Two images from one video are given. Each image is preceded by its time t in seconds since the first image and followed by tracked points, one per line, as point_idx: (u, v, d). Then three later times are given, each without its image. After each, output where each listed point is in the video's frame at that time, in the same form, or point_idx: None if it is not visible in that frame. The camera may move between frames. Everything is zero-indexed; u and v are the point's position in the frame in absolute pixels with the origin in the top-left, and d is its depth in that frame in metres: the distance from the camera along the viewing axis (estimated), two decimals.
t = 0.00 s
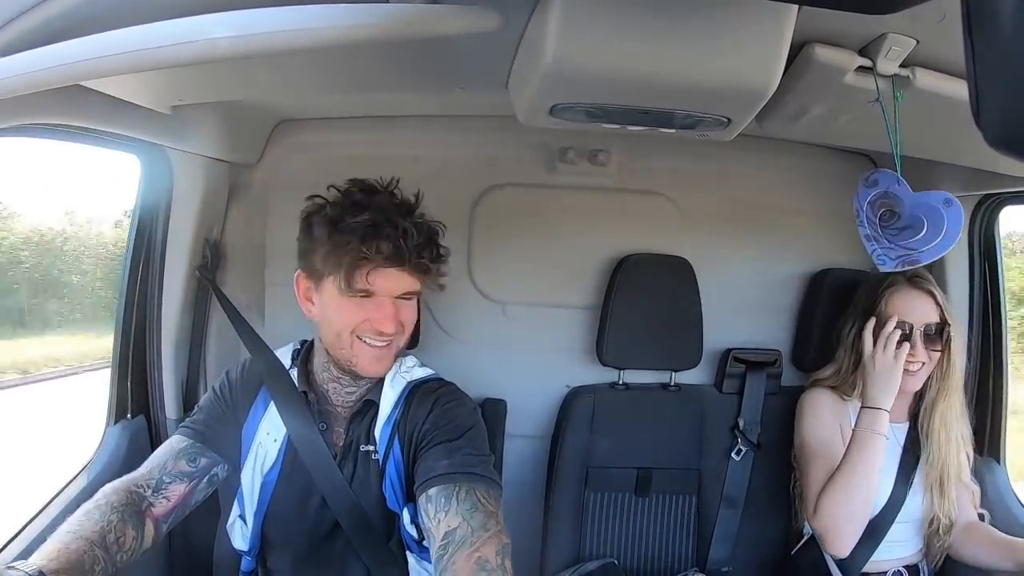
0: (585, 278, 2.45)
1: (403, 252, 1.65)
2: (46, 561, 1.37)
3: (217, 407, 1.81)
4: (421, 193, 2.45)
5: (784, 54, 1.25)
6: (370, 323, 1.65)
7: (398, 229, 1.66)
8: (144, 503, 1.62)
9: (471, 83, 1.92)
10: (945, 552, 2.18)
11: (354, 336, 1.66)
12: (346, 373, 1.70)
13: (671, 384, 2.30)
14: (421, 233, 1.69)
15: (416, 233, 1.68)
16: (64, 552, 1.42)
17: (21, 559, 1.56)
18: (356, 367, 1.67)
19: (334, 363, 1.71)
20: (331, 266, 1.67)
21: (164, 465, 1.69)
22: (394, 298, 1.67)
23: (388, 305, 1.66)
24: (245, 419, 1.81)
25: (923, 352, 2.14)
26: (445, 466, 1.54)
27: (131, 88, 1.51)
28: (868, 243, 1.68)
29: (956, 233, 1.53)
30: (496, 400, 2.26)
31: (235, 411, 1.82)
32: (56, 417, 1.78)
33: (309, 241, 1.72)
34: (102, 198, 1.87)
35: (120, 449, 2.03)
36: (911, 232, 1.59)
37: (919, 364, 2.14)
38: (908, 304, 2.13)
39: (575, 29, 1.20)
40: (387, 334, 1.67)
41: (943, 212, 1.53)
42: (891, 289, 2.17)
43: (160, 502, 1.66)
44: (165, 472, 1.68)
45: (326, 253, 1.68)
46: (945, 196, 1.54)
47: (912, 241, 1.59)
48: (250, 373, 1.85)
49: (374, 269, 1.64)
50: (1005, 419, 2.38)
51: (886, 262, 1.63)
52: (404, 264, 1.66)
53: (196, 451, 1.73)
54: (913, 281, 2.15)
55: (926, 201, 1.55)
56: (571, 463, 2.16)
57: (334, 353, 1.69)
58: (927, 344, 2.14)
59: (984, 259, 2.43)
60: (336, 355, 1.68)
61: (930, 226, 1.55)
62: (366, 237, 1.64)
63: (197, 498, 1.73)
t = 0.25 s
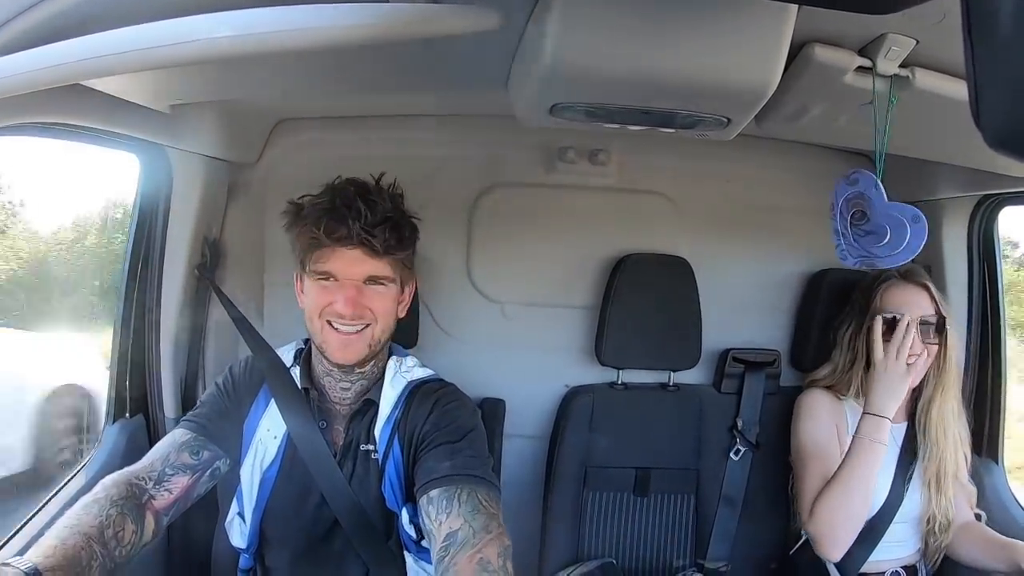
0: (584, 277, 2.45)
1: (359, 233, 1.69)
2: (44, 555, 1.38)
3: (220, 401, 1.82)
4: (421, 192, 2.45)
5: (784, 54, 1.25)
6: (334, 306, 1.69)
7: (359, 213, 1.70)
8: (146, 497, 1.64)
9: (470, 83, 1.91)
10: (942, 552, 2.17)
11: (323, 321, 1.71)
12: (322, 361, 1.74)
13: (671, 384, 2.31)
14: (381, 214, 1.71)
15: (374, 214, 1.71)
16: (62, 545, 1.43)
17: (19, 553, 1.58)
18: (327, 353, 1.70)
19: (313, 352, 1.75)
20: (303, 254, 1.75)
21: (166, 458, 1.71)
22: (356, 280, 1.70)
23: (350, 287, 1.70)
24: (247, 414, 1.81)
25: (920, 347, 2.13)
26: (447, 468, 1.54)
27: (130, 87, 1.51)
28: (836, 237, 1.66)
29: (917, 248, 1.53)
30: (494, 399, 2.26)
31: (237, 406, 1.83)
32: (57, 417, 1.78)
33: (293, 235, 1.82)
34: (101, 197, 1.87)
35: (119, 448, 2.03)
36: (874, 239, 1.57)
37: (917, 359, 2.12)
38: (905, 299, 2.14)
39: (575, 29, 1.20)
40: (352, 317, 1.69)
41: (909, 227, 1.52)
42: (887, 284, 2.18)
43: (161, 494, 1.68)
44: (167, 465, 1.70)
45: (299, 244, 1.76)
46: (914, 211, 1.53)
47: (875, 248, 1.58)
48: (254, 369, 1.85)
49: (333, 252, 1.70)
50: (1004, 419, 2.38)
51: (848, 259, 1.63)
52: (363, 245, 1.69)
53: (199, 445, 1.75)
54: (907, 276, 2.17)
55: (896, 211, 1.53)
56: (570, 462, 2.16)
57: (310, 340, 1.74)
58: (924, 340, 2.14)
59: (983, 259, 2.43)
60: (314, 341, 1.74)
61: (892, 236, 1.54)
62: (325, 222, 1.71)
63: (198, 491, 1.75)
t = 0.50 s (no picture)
0: (584, 277, 2.45)
1: (354, 228, 1.70)
2: (38, 551, 1.36)
3: (218, 396, 1.83)
4: (420, 192, 2.45)
5: (783, 56, 1.26)
6: (330, 303, 1.69)
7: (354, 209, 1.71)
8: (144, 488, 1.62)
9: (470, 84, 1.91)
10: (940, 551, 2.16)
11: (319, 318, 1.70)
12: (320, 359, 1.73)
13: (670, 384, 2.31)
14: (375, 210, 1.72)
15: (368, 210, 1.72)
16: (56, 540, 1.40)
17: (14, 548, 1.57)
18: (324, 349, 1.70)
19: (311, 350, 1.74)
20: (300, 252, 1.75)
21: (168, 450, 1.69)
22: (352, 276, 1.70)
23: (345, 283, 1.70)
24: (249, 410, 1.83)
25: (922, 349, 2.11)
26: (446, 465, 1.54)
27: (128, 87, 1.50)
28: (839, 239, 1.66)
29: (923, 245, 1.52)
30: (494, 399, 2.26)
31: (239, 403, 1.85)
32: (56, 418, 1.78)
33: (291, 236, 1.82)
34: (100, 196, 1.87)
35: (119, 448, 2.03)
36: (880, 240, 1.57)
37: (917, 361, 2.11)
38: (905, 301, 2.14)
39: (574, 31, 1.21)
40: (349, 313, 1.69)
41: (914, 227, 1.51)
42: (890, 285, 2.18)
43: (160, 486, 1.65)
44: (168, 456, 1.68)
45: (297, 242, 1.77)
46: (919, 211, 1.52)
47: (881, 248, 1.58)
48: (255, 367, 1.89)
49: (328, 248, 1.71)
50: (1003, 419, 2.38)
51: (853, 262, 1.64)
52: (358, 240, 1.70)
53: (200, 438, 1.74)
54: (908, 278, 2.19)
55: (902, 212, 1.53)
56: (569, 462, 2.16)
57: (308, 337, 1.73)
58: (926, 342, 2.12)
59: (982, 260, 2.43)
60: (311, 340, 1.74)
61: (898, 237, 1.54)
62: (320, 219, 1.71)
63: (198, 484, 1.73)
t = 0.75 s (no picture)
0: (583, 279, 2.45)
1: (358, 228, 1.70)
2: (37, 552, 1.35)
3: (217, 396, 1.83)
4: (419, 193, 2.45)
5: (781, 58, 1.26)
6: (333, 302, 1.69)
7: (359, 209, 1.71)
8: (143, 488, 1.61)
9: (469, 85, 1.92)
10: (937, 552, 2.16)
11: (322, 318, 1.70)
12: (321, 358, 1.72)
13: (669, 386, 2.31)
14: (379, 211, 1.72)
15: (373, 210, 1.72)
16: (55, 541, 1.40)
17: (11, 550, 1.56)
18: (326, 349, 1.69)
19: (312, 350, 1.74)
20: (303, 252, 1.75)
21: (167, 449, 1.69)
22: (355, 276, 1.70)
23: (349, 283, 1.70)
24: (247, 410, 1.83)
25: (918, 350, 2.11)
26: (446, 467, 1.54)
27: (126, 87, 1.49)
28: (855, 241, 1.62)
29: (943, 238, 1.54)
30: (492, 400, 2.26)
31: (238, 402, 1.85)
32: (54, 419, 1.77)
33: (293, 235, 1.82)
34: (98, 197, 1.87)
35: (117, 448, 2.03)
36: (900, 234, 1.56)
37: (913, 362, 2.11)
38: (901, 303, 2.14)
39: (573, 32, 1.21)
40: (351, 313, 1.69)
41: (934, 217, 1.54)
42: (885, 287, 2.19)
43: (159, 486, 1.65)
44: (167, 456, 1.68)
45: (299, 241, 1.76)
46: (934, 203, 1.55)
47: (900, 243, 1.56)
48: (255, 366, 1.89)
49: (332, 247, 1.70)
50: (1001, 420, 2.38)
51: (872, 262, 1.58)
52: (362, 240, 1.70)
53: (199, 438, 1.74)
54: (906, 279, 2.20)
55: (919, 205, 1.55)
56: (567, 463, 2.16)
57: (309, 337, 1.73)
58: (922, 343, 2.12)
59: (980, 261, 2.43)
60: (312, 339, 1.73)
61: (919, 229, 1.54)
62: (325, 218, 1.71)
63: (197, 484, 1.73)
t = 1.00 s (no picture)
0: (581, 279, 2.45)
1: (385, 235, 1.71)
2: (37, 554, 1.35)
3: (218, 397, 1.83)
4: (418, 194, 2.45)
5: (779, 58, 1.26)
6: (356, 307, 1.69)
7: (387, 216, 1.72)
8: (143, 490, 1.61)
9: (468, 85, 1.92)
10: (935, 550, 2.16)
11: (341, 322, 1.69)
12: (336, 363, 1.71)
13: (668, 386, 2.31)
14: (405, 218, 1.73)
15: (398, 218, 1.73)
16: (55, 542, 1.40)
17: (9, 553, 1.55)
18: (344, 354, 1.68)
19: (326, 354, 1.72)
20: (320, 254, 1.73)
21: (167, 451, 1.69)
22: (379, 282, 1.71)
23: (373, 289, 1.70)
24: (247, 411, 1.83)
25: (921, 347, 2.12)
26: (451, 471, 1.54)
27: (122, 88, 1.49)
28: (827, 239, 1.63)
29: (909, 250, 1.51)
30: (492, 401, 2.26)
31: (238, 402, 1.85)
32: (52, 420, 1.77)
33: (306, 236, 1.79)
34: (96, 199, 1.87)
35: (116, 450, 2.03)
36: (867, 241, 1.55)
37: (915, 359, 2.12)
38: (902, 301, 2.16)
39: (571, 33, 1.21)
40: (374, 319, 1.69)
41: (902, 230, 1.50)
42: (887, 287, 2.20)
43: (159, 488, 1.65)
44: (167, 458, 1.68)
45: (315, 244, 1.74)
46: (907, 213, 1.51)
47: (868, 249, 1.55)
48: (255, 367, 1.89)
49: (358, 253, 1.70)
50: (1000, 419, 2.39)
51: (840, 262, 1.61)
52: (389, 247, 1.71)
53: (200, 439, 1.73)
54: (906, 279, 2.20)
55: (889, 215, 1.51)
56: (567, 464, 2.16)
57: (325, 341, 1.71)
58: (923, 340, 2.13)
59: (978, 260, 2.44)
60: (328, 344, 1.71)
61: (885, 240, 1.52)
62: (350, 223, 1.71)
63: (196, 487, 1.73)
